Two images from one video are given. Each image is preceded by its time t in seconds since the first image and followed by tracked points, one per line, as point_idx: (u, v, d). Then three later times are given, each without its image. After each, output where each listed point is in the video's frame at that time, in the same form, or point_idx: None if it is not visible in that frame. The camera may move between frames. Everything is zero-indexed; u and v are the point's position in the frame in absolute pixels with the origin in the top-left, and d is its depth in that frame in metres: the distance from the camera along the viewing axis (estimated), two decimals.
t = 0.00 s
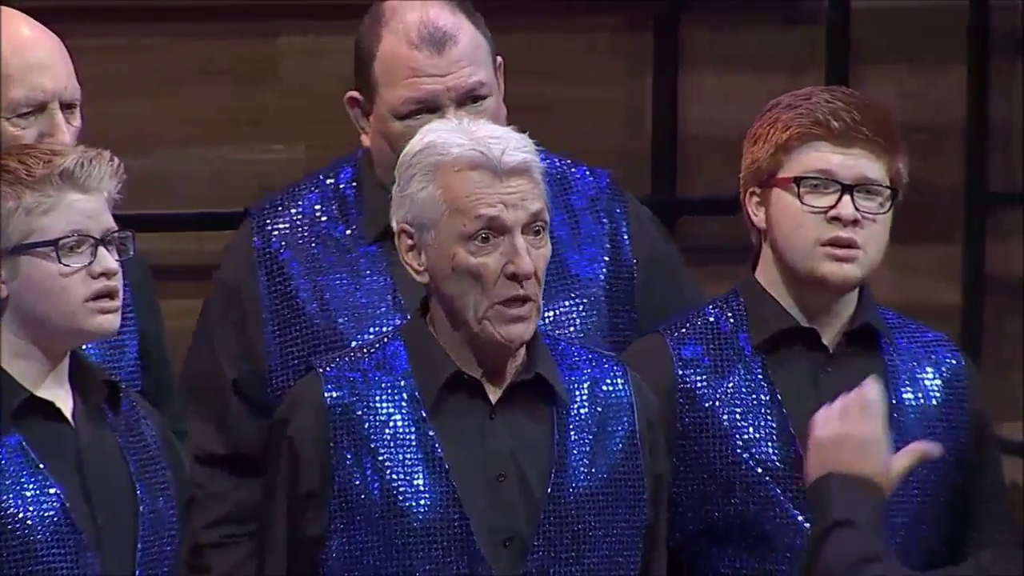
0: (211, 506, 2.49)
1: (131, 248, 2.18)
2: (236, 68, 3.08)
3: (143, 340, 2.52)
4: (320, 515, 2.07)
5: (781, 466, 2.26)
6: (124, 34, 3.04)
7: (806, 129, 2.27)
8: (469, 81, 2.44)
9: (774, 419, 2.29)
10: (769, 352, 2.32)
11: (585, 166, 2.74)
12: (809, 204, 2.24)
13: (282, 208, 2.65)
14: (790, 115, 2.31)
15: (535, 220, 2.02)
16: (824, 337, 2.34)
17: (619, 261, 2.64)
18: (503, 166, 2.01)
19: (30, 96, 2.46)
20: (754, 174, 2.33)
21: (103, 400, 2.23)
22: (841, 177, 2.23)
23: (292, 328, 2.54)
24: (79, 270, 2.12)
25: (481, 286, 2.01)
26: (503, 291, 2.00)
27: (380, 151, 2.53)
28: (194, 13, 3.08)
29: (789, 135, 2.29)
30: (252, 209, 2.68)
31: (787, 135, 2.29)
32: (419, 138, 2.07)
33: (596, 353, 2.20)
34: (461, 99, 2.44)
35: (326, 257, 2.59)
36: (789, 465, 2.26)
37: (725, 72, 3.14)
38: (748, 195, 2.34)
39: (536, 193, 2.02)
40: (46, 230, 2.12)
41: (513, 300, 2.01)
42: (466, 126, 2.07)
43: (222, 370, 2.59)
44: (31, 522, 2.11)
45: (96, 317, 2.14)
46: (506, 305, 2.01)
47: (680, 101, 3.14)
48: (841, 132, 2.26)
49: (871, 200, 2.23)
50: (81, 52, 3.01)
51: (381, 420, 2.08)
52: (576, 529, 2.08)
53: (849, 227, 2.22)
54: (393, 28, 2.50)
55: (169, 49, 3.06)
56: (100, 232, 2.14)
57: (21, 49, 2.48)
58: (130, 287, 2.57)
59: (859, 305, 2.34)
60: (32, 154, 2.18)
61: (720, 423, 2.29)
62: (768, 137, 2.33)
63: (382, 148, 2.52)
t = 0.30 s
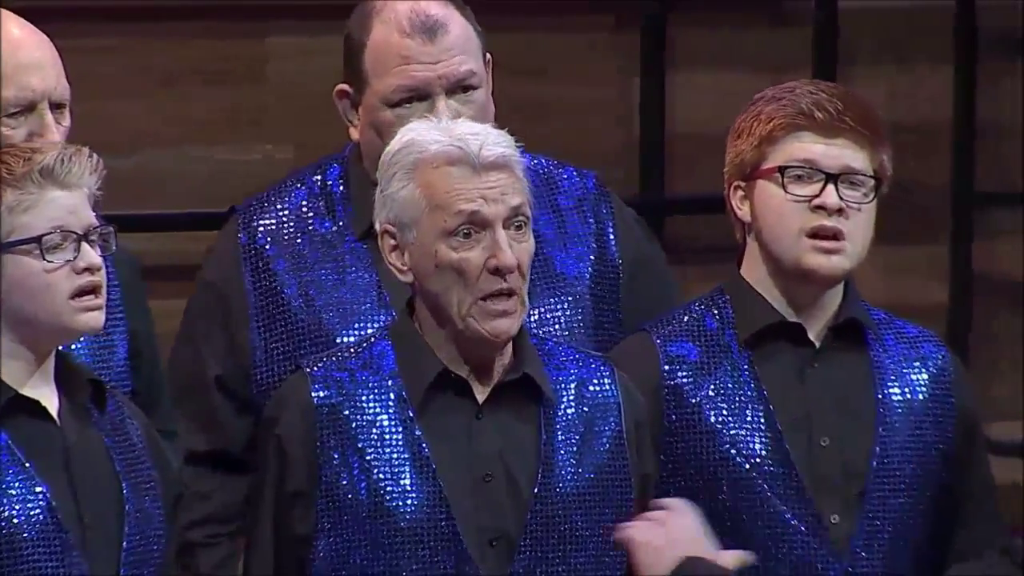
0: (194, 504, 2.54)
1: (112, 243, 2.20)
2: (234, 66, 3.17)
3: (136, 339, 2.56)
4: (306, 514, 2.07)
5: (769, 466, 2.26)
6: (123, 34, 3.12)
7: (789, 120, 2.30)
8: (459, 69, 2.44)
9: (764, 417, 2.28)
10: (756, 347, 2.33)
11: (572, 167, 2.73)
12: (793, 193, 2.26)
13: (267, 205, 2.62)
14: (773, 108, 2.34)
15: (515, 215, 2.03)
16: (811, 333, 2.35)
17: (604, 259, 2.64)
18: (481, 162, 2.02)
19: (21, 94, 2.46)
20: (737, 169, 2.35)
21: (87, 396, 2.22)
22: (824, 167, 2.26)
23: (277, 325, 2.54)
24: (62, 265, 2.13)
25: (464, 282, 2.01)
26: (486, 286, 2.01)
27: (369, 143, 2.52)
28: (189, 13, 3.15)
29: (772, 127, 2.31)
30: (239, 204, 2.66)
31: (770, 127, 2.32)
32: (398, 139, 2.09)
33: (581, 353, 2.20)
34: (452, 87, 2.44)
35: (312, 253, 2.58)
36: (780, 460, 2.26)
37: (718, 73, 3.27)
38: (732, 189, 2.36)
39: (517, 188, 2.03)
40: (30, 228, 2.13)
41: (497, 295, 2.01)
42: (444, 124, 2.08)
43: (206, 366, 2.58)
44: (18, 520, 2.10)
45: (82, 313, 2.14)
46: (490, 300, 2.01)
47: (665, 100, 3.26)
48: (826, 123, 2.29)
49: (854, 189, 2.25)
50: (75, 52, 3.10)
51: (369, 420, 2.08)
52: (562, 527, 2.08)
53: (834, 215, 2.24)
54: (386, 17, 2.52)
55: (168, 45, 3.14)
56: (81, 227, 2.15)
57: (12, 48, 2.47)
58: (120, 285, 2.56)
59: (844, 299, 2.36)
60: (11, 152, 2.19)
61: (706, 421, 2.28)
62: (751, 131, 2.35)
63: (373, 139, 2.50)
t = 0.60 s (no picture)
0: (185, 499, 2.47)
1: (96, 237, 2.22)
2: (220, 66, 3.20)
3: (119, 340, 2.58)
4: (291, 514, 2.06)
5: (756, 462, 2.27)
6: (121, 34, 3.16)
7: (778, 112, 2.31)
8: (459, 53, 2.46)
9: (750, 416, 2.29)
10: (744, 345, 2.34)
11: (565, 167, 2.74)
12: (783, 183, 2.26)
13: (259, 202, 2.63)
14: (762, 101, 2.34)
15: (482, 210, 2.04)
16: (798, 330, 2.35)
17: (599, 258, 2.65)
18: (443, 160, 2.04)
19: (9, 93, 2.45)
20: (725, 164, 2.36)
21: (70, 396, 2.23)
22: (814, 157, 2.25)
23: (271, 319, 2.54)
24: (47, 262, 2.13)
25: (435, 280, 2.03)
26: (457, 282, 2.02)
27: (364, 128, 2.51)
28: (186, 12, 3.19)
29: (761, 119, 2.32)
30: (233, 199, 2.67)
31: (760, 119, 2.32)
32: (364, 142, 2.11)
33: (565, 353, 2.21)
34: (451, 71, 2.46)
35: (309, 246, 2.58)
36: (765, 457, 2.27)
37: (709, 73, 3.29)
38: (719, 186, 2.37)
39: (483, 183, 2.04)
40: (16, 224, 2.13)
41: (469, 290, 2.03)
42: (407, 125, 2.10)
43: (199, 360, 2.56)
44: (5, 521, 2.10)
45: (69, 308, 2.15)
46: (461, 296, 2.02)
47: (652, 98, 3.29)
48: (815, 114, 2.29)
49: (844, 180, 2.25)
50: (68, 51, 3.15)
51: (352, 419, 2.08)
52: (546, 526, 2.08)
53: (823, 205, 2.24)
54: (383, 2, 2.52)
55: (167, 48, 3.18)
56: (67, 224, 2.15)
57: None
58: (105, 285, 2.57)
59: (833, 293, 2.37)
60: None
61: (691, 420, 2.29)
62: (739, 125, 2.35)
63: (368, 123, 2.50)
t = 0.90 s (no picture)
0: (180, 497, 2.47)
1: (88, 240, 2.22)
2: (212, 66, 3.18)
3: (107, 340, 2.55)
4: (276, 514, 2.07)
5: (747, 463, 2.25)
6: (121, 34, 3.14)
7: (776, 111, 2.31)
8: (454, 52, 2.46)
9: (742, 416, 2.27)
10: (738, 343, 2.32)
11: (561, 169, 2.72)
12: (783, 181, 2.26)
13: (255, 202, 2.63)
14: (760, 100, 2.35)
15: (448, 210, 2.04)
16: (790, 327, 2.33)
17: (594, 260, 2.63)
18: (401, 164, 2.04)
19: None
20: (722, 164, 2.35)
21: (59, 395, 2.24)
22: (813, 156, 2.26)
23: (267, 318, 2.54)
24: (38, 262, 2.13)
25: (406, 284, 2.03)
26: (428, 285, 2.03)
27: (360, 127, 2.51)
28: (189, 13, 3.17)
29: (759, 118, 2.32)
30: (227, 199, 2.67)
31: (758, 117, 2.32)
32: (329, 152, 2.12)
33: (552, 354, 2.22)
34: (445, 70, 2.46)
35: (301, 248, 2.58)
36: (757, 457, 2.25)
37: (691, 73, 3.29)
38: (715, 185, 2.36)
39: (445, 183, 2.05)
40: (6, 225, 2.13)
41: (441, 291, 2.03)
42: (370, 131, 2.11)
43: (193, 359, 2.54)
44: None
45: (61, 307, 2.15)
46: (434, 298, 2.03)
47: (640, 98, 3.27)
48: (812, 113, 2.30)
49: (842, 180, 2.25)
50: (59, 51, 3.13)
51: (336, 419, 2.09)
52: (530, 526, 2.08)
53: (822, 203, 2.24)
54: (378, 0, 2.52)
55: (167, 48, 3.16)
56: (57, 226, 2.16)
57: None
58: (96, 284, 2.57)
59: (824, 292, 2.35)
60: None
61: (683, 420, 2.27)
62: (736, 125, 2.35)
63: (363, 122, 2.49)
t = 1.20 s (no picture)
0: (166, 498, 2.46)
1: (73, 239, 2.24)
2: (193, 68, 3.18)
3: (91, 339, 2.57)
4: (255, 516, 2.07)
5: (739, 465, 2.23)
6: (112, 34, 3.14)
7: (775, 110, 2.30)
8: (439, 53, 2.45)
9: (734, 417, 2.26)
10: (728, 344, 2.31)
11: (551, 169, 2.72)
12: (786, 179, 2.25)
13: (243, 202, 2.62)
14: (755, 100, 2.33)
15: (422, 210, 2.04)
16: (783, 328, 2.32)
17: (583, 261, 2.62)
18: (374, 164, 2.05)
19: None
20: (717, 163, 2.35)
21: (45, 399, 2.23)
22: (815, 153, 2.25)
23: (254, 320, 2.53)
24: (24, 261, 2.12)
25: (380, 285, 2.04)
26: (402, 285, 2.03)
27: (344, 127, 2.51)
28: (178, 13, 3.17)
29: (757, 116, 2.31)
30: (216, 200, 2.66)
31: (756, 116, 2.31)
32: (306, 154, 2.13)
33: (535, 355, 2.21)
34: (430, 71, 2.45)
35: (287, 248, 2.56)
36: (749, 459, 2.23)
37: (672, 74, 3.30)
38: (709, 185, 2.35)
39: (418, 182, 2.05)
40: None
41: (416, 292, 2.03)
42: (345, 132, 2.12)
43: (180, 358, 2.54)
44: None
45: (45, 306, 2.15)
46: (407, 298, 2.03)
47: (625, 99, 3.28)
48: (808, 111, 2.28)
49: (844, 177, 2.24)
50: (47, 54, 3.13)
51: (315, 421, 2.08)
52: (511, 527, 2.08)
53: (823, 201, 2.23)
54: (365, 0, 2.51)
55: (166, 48, 3.17)
56: (42, 225, 2.16)
57: None
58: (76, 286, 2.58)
59: (817, 293, 2.34)
60: None
61: (676, 422, 2.25)
62: (732, 124, 2.34)
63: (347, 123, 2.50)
